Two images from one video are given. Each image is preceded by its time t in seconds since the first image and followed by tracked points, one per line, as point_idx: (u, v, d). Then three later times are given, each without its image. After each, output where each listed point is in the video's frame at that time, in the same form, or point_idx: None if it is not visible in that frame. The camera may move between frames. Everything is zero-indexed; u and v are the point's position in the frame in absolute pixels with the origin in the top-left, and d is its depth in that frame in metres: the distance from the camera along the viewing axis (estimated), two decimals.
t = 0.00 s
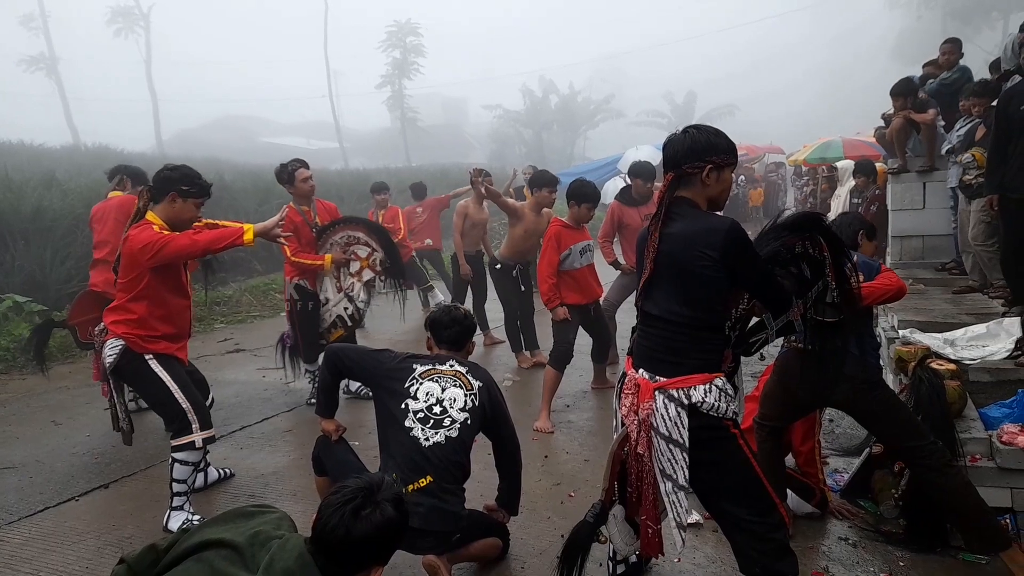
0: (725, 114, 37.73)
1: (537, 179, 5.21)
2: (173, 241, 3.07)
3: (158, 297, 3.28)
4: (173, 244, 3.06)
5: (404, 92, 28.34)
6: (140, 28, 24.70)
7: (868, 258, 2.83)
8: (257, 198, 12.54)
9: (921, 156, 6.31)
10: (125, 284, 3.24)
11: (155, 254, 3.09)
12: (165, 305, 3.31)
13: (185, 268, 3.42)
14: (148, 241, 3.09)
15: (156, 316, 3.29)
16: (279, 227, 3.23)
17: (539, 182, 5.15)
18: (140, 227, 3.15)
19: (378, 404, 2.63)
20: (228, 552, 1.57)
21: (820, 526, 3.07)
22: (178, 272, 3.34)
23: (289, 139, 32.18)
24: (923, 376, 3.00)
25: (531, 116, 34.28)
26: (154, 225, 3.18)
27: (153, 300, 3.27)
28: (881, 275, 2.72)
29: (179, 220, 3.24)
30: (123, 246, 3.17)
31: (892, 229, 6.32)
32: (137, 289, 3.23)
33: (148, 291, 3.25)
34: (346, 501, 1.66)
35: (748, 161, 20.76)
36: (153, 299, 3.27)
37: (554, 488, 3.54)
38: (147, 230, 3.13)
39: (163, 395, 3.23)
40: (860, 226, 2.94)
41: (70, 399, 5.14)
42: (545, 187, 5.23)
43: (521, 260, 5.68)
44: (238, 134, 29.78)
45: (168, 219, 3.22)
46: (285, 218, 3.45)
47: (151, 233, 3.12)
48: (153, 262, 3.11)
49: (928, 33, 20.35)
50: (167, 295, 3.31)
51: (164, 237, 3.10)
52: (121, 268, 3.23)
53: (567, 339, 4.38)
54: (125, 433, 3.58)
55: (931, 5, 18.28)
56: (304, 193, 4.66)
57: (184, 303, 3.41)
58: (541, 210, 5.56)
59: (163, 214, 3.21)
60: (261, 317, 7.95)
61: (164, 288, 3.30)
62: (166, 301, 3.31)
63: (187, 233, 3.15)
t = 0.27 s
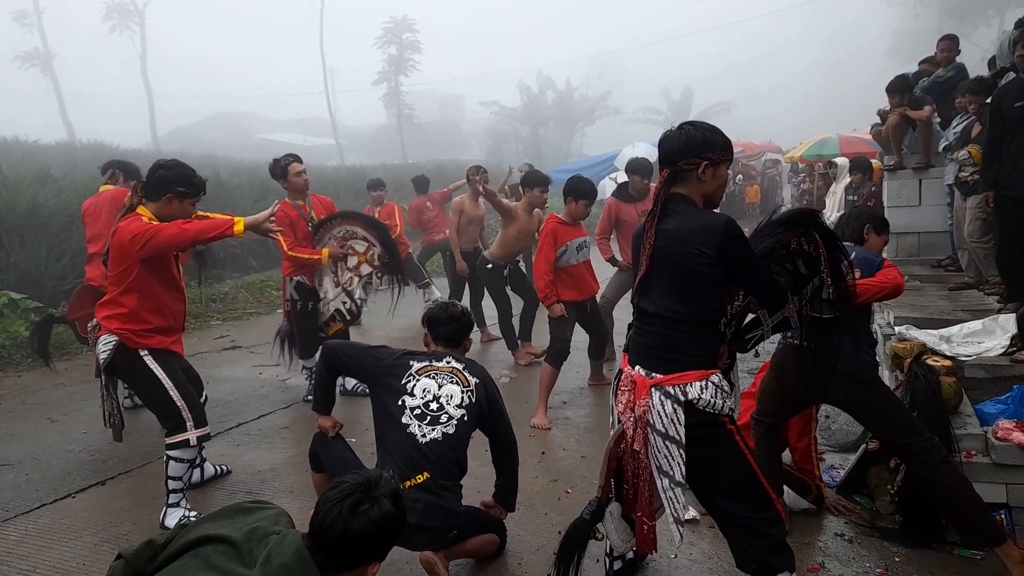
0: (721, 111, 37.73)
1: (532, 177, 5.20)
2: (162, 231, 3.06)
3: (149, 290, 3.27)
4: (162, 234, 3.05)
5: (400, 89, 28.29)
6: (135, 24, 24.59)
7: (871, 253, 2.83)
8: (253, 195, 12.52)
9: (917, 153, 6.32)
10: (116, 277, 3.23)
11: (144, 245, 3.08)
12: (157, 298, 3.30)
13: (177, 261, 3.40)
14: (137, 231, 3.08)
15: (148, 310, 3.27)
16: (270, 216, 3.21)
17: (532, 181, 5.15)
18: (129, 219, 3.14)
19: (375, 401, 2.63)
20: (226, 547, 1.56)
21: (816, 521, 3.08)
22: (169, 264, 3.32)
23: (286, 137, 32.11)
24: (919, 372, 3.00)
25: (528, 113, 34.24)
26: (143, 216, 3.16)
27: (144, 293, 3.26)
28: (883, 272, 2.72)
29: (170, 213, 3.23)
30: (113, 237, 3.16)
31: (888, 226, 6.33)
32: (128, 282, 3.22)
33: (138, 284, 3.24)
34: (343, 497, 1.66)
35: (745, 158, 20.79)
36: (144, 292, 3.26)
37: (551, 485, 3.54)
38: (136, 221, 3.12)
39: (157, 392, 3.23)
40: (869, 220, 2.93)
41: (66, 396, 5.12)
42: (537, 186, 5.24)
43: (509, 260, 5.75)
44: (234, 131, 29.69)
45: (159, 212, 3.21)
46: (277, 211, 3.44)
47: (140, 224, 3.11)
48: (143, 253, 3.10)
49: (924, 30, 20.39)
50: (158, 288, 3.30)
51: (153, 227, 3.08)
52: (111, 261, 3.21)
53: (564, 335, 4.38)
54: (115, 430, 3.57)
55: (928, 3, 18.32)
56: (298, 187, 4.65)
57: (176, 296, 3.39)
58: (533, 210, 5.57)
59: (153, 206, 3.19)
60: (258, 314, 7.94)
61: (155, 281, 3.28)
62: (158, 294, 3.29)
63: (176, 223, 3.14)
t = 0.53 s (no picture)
0: (722, 110, 37.69)
1: (531, 171, 5.25)
2: (161, 234, 3.06)
3: (148, 293, 3.27)
4: (162, 236, 3.06)
5: (401, 87, 28.29)
6: (136, 23, 24.60)
7: (887, 253, 2.77)
8: (254, 194, 12.52)
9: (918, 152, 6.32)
10: (115, 281, 3.23)
11: (143, 248, 3.09)
12: (157, 300, 3.30)
13: (175, 264, 3.40)
14: (136, 234, 3.08)
15: (147, 313, 3.28)
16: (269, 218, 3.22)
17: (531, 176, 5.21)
18: (128, 222, 3.14)
19: (376, 399, 2.63)
20: (227, 546, 1.57)
21: (817, 521, 3.08)
22: (168, 267, 3.32)
23: (287, 135, 32.10)
24: (920, 371, 3.00)
25: (529, 112, 34.23)
26: (142, 219, 3.16)
27: (143, 296, 3.26)
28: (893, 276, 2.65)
29: (168, 216, 3.24)
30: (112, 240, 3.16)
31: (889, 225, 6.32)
32: (127, 285, 3.22)
33: (137, 287, 3.24)
34: (345, 495, 1.66)
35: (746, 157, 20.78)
36: (143, 295, 3.26)
37: (552, 484, 3.55)
38: (134, 224, 3.12)
39: (156, 395, 3.23)
40: (892, 218, 2.86)
41: (68, 395, 5.13)
42: (536, 182, 5.28)
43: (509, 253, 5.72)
44: (235, 129, 29.69)
45: (157, 214, 3.21)
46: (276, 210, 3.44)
47: (139, 226, 3.11)
48: (142, 255, 3.10)
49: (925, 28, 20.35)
50: (157, 291, 3.30)
51: (152, 230, 3.09)
52: (110, 264, 3.21)
53: (565, 334, 4.38)
54: (118, 431, 3.59)
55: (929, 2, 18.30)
56: (298, 187, 4.66)
57: (175, 298, 3.40)
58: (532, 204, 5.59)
59: (151, 209, 3.19)
60: (259, 313, 7.95)
61: (154, 283, 3.28)
62: (157, 297, 3.30)
63: (175, 225, 3.14)
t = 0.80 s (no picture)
0: (721, 111, 37.72)
1: (526, 175, 5.24)
2: (158, 236, 3.06)
3: (146, 295, 3.27)
4: (159, 238, 3.05)
5: (400, 88, 28.28)
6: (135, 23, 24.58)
7: (899, 263, 2.51)
8: (253, 195, 12.52)
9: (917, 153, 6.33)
10: (111, 283, 3.23)
11: (139, 250, 3.08)
12: (155, 302, 3.30)
13: (172, 266, 3.40)
14: (133, 236, 3.08)
15: (145, 315, 3.27)
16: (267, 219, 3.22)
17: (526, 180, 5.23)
18: (123, 224, 3.14)
19: (375, 399, 2.63)
20: (225, 548, 1.57)
21: (815, 521, 3.08)
22: (165, 269, 3.32)
23: (285, 136, 32.08)
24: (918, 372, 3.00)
25: (527, 112, 34.24)
26: (137, 221, 3.16)
27: (140, 299, 3.26)
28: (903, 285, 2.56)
29: (164, 218, 3.24)
30: (108, 243, 3.16)
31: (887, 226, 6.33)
32: (124, 288, 3.22)
33: (134, 289, 3.24)
34: (344, 497, 1.66)
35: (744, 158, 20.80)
36: (141, 297, 3.26)
37: (551, 485, 3.55)
38: (130, 226, 3.12)
39: (157, 399, 3.23)
40: (913, 227, 2.67)
41: (66, 396, 5.12)
42: (531, 184, 5.27)
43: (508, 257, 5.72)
44: (233, 130, 29.68)
45: (153, 216, 3.21)
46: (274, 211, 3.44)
47: (135, 228, 3.11)
48: (139, 258, 3.10)
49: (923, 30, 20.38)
50: (155, 293, 3.30)
51: (149, 232, 3.08)
52: (107, 267, 3.21)
53: (563, 335, 4.38)
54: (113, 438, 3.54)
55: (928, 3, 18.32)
56: (296, 187, 4.66)
57: (173, 300, 3.39)
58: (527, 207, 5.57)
59: (147, 211, 3.19)
60: (258, 314, 7.94)
61: (152, 285, 3.28)
62: (155, 299, 3.30)
63: (172, 227, 3.14)
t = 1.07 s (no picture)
0: (717, 111, 37.76)
1: (519, 172, 5.29)
2: (154, 238, 3.06)
3: (143, 297, 3.27)
4: (156, 240, 3.05)
5: (397, 88, 28.27)
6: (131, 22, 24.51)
7: (908, 264, 2.62)
8: (249, 195, 12.51)
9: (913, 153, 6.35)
10: (107, 285, 3.22)
11: (136, 252, 3.08)
12: (151, 303, 3.30)
13: (168, 267, 3.41)
14: (129, 238, 3.08)
15: (142, 316, 3.28)
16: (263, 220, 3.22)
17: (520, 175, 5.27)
18: (120, 225, 3.14)
19: (371, 399, 2.64)
20: (220, 549, 1.57)
21: (811, 520, 3.09)
22: (162, 271, 3.32)
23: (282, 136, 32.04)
24: (914, 371, 3.01)
25: (525, 112, 34.24)
26: (134, 223, 3.16)
27: (137, 300, 3.26)
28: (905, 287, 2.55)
29: (160, 219, 3.24)
30: (104, 244, 3.16)
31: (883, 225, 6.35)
32: (120, 289, 3.22)
33: (131, 291, 3.23)
34: (340, 498, 1.67)
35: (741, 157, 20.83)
36: (137, 299, 3.26)
37: (548, 484, 3.55)
38: (127, 227, 3.12)
39: (155, 401, 3.23)
40: (927, 227, 2.71)
41: (62, 397, 5.11)
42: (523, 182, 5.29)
43: (502, 254, 5.70)
44: (230, 130, 29.63)
45: (150, 217, 3.21)
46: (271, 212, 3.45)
47: (132, 230, 3.11)
48: (136, 260, 3.10)
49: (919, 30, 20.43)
50: (151, 295, 3.30)
51: (145, 234, 3.08)
52: (103, 269, 3.21)
53: (560, 335, 4.39)
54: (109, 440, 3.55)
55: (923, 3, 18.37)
56: (292, 188, 4.66)
57: (169, 302, 3.40)
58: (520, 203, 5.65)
59: (143, 212, 3.19)
60: (255, 314, 7.94)
61: (149, 287, 3.28)
62: (151, 300, 3.30)
63: (169, 228, 3.13)
